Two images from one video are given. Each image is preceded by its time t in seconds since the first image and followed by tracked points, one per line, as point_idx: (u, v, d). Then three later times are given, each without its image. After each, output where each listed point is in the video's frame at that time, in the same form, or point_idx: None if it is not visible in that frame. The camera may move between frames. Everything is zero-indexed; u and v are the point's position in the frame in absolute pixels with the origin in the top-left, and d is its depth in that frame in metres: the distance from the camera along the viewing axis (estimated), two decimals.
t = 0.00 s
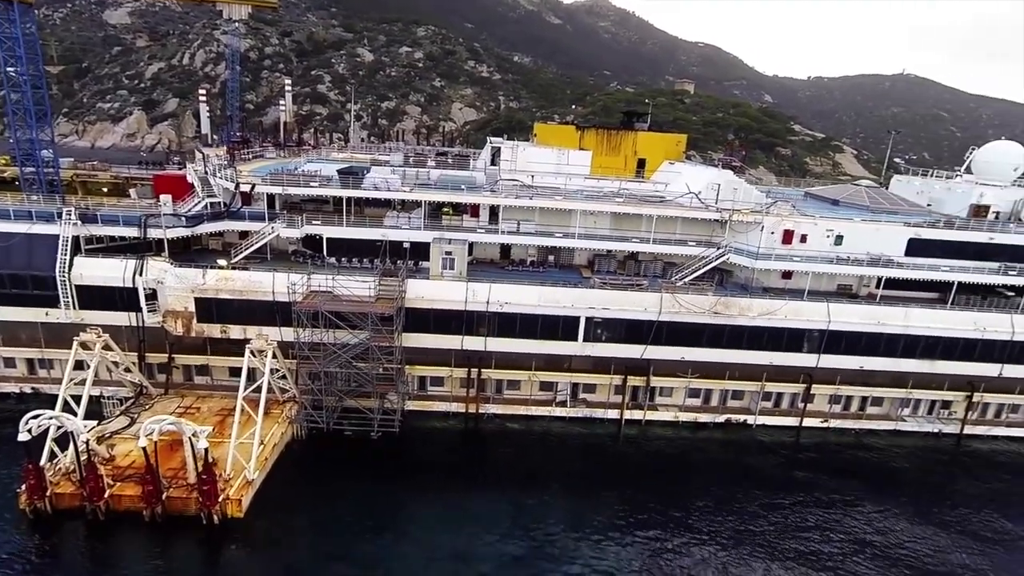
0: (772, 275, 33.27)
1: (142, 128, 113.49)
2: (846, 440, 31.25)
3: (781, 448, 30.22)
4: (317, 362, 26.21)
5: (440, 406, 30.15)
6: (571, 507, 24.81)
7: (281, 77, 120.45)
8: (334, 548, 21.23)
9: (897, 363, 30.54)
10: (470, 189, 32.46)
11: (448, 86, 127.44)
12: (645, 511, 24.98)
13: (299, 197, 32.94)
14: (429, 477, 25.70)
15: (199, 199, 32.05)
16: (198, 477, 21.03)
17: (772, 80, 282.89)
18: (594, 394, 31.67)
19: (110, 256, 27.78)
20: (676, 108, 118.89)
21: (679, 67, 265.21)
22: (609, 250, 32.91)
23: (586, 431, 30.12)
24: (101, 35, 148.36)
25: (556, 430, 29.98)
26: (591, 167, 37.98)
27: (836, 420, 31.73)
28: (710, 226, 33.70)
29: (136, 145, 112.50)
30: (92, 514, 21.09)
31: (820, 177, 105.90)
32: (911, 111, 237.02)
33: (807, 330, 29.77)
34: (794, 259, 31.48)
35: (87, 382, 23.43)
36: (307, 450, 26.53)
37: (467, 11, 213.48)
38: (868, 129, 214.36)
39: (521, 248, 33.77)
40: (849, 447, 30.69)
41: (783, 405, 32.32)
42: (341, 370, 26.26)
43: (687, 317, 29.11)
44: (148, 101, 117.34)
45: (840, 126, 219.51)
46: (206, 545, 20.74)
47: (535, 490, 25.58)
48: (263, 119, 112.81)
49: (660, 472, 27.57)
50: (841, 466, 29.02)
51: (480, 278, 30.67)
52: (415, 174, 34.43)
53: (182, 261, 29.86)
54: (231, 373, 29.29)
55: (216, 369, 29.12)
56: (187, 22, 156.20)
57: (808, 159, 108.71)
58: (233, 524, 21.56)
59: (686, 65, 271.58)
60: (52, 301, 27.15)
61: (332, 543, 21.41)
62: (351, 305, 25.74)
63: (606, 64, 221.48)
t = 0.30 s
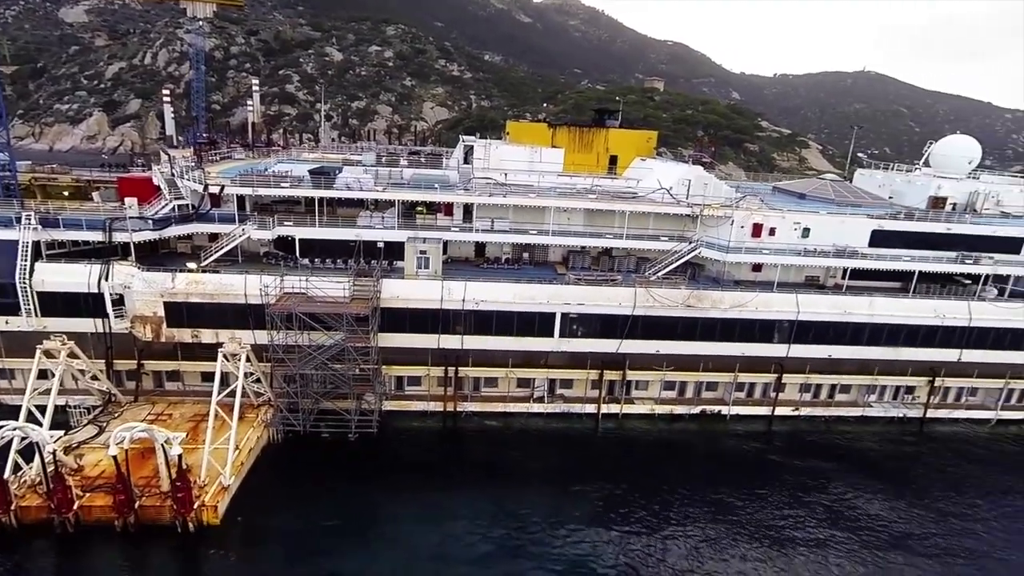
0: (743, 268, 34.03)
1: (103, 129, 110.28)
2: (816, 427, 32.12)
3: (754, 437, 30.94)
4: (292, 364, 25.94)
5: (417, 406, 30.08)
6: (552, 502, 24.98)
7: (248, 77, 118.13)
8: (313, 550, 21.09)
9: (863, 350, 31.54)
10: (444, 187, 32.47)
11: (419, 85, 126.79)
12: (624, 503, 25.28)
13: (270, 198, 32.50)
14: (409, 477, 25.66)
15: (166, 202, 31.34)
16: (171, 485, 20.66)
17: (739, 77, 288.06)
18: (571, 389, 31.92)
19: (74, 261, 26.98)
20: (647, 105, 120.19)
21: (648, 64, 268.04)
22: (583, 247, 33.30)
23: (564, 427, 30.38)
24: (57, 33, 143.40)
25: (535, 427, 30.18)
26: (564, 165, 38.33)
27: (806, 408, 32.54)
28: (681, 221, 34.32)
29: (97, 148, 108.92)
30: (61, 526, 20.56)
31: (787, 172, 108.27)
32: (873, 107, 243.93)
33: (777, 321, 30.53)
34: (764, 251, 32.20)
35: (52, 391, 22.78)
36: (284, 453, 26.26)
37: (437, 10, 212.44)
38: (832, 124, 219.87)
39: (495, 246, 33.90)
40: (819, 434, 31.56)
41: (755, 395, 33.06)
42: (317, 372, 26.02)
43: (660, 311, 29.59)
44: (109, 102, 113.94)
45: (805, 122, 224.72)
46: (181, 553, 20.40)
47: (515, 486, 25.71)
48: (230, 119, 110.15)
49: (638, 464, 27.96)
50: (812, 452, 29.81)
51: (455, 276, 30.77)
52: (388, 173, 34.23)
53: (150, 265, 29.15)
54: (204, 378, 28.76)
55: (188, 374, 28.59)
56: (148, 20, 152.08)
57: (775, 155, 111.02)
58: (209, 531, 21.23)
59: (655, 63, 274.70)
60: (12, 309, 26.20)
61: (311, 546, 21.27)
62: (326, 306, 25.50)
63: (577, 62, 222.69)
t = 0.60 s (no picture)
0: (707, 260, 34.85)
1: (50, 133, 101.78)
2: (780, 413, 33.19)
3: (722, 424, 31.78)
4: (260, 369, 25.50)
5: (389, 407, 29.87)
6: (529, 497, 25.18)
7: (203, 77, 114.61)
8: (287, 556, 20.83)
9: (822, 336, 32.72)
10: (410, 186, 32.37)
11: (381, 84, 125.39)
12: (599, 495, 25.65)
13: (231, 200, 31.77)
14: (384, 478, 25.52)
15: (122, 206, 30.35)
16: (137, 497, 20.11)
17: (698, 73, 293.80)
18: (543, 384, 32.18)
19: (25, 271, 25.85)
20: (609, 101, 121.52)
21: (610, 61, 270.78)
22: (550, 242, 33.66)
23: (538, 422, 30.63)
24: None
25: (508, 423, 30.34)
26: (529, 162, 38.60)
27: (771, 395, 33.53)
28: (647, 215, 34.91)
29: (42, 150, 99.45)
30: (19, 545, 19.79)
31: (747, 165, 110.95)
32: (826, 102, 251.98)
33: (741, 310, 31.41)
34: (727, 243, 33.03)
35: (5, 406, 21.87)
36: (254, 460, 25.81)
37: (397, 8, 210.24)
38: (788, 119, 226.19)
39: (464, 244, 33.97)
40: (783, 419, 32.61)
41: (722, 383, 33.87)
42: (286, 376, 25.64)
43: (628, 305, 30.09)
44: (55, 104, 108.83)
45: (763, 117, 230.53)
46: (149, 566, 19.89)
47: (491, 483, 25.82)
48: (186, 120, 106.09)
49: (611, 456, 28.40)
50: (777, 437, 30.79)
51: (424, 275, 30.86)
52: (352, 174, 33.85)
53: (106, 272, 28.17)
54: (167, 387, 27.98)
55: (150, 383, 27.79)
56: (94, 18, 145.94)
57: (735, 149, 113.63)
58: (178, 543, 20.74)
59: (616, 60, 277.62)
60: None
61: (285, 552, 21.01)
62: (293, 308, 25.15)
63: (540, 60, 223.43)
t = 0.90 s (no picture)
0: (673, 254, 35.56)
1: None
2: (746, 401, 34.11)
3: (691, 415, 32.51)
4: (226, 375, 24.97)
5: (360, 409, 29.59)
6: (504, 494, 25.30)
7: (157, 76, 110.74)
8: (259, 564, 20.51)
9: (784, 325, 33.79)
10: (376, 186, 32.09)
11: (342, 83, 123.60)
12: (573, 489, 25.95)
13: (191, 203, 30.97)
14: (357, 481, 25.30)
15: (74, 211, 29.28)
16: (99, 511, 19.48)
17: (659, 71, 298.39)
18: (515, 381, 32.45)
19: None
20: (573, 99, 122.39)
21: (573, 59, 272.63)
22: (519, 240, 33.79)
23: (511, 420, 30.78)
24: None
25: (482, 421, 30.42)
26: (496, 160, 38.75)
27: (737, 384, 34.43)
28: (613, 211, 35.43)
29: None
30: None
31: (709, 161, 113.23)
32: (782, 98, 259.13)
33: (707, 302, 32.17)
34: (692, 237, 33.78)
35: None
36: (222, 468, 25.27)
37: (357, 6, 207.33)
38: (746, 115, 231.73)
39: (432, 243, 33.83)
40: (749, 407, 33.55)
41: (690, 374, 34.62)
42: (253, 381, 25.16)
43: (597, 300, 30.50)
44: None
45: (722, 113, 235.67)
46: None
47: (466, 482, 25.84)
48: (139, 121, 102.07)
49: (584, 450, 28.74)
50: (744, 425, 31.66)
51: (392, 275, 30.77)
52: (316, 174, 33.39)
53: (60, 280, 27.13)
54: (128, 396, 27.15)
55: (110, 393, 26.89)
56: (36, 15, 139.25)
57: (697, 145, 115.87)
58: (144, 556, 20.17)
59: (579, 58, 279.62)
60: None
61: (257, 559, 20.68)
62: (259, 312, 24.70)
63: (503, 58, 223.44)
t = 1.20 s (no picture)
0: (641, 249, 36.11)
1: None
2: (716, 392, 34.84)
3: (663, 407, 33.05)
4: (192, 382, 24.28)
5: (332, 412, 29.14)
6: (481, 493, 25.25)
7: (108, 76, 106.66)
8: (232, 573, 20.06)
9: (751, 316, 34.65)
10: (343, 186, 31.66)
11: (305, 83, 121.44)
12: (550, 484, 26.06)
13: (150, 206, 30.12)
14: (332, 485, 24.93)
15: (24, 216, 28.15)
16: (61, 528, 18.73)
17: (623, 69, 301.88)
18: (488, 379, 32.29)
19: None
20: (539, 97, 122.81)
21: (537, 57, 273.34)
22: (488, 237, 33.81)
23: (486, 418, 30.75)
24: None
25: (457, 421, 30.33)
26: (464, 158, 38.65)
27: (706, 375, 35.09)
28: (582, 207, 35.87)
29: None
30: None
31: (674, 156, 115.10)
32: (742, 95, 265.34)
33: (676, 296, 32.74)
34: (660, 232, 34.27)
35: None
36: (191, 477, 24.60)
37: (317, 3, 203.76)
38: (708, 112, 236.31)
39: (401, 243, 33.57)
40: (719, 397, 34.29)
41: (661, 367, 35.13)
42: (220, 388, 24.49)
43: (568, 295, 30.74)
44: None
45: (685, 110, 239.74)
46: None
47: (443, 482, 25.69)
48: (90, 123, 97.95)
49: (559, 445, 28.89)
50: (715, 415, 32.35)
51: (362, 275, 30.43)
52: (281, 175, 32.79)
53: (10, 288, 25.99)
54: (87, 407, 26.16)
55: (68, 405, 25.87)
56: None
57: (661, 141, 117.63)
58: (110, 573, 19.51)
59: (544, 56, 280.68)
60: None
61: (230, 569, 20.23)
62: (224, 317, 24.10)
63: (468, 56, 222.66)
